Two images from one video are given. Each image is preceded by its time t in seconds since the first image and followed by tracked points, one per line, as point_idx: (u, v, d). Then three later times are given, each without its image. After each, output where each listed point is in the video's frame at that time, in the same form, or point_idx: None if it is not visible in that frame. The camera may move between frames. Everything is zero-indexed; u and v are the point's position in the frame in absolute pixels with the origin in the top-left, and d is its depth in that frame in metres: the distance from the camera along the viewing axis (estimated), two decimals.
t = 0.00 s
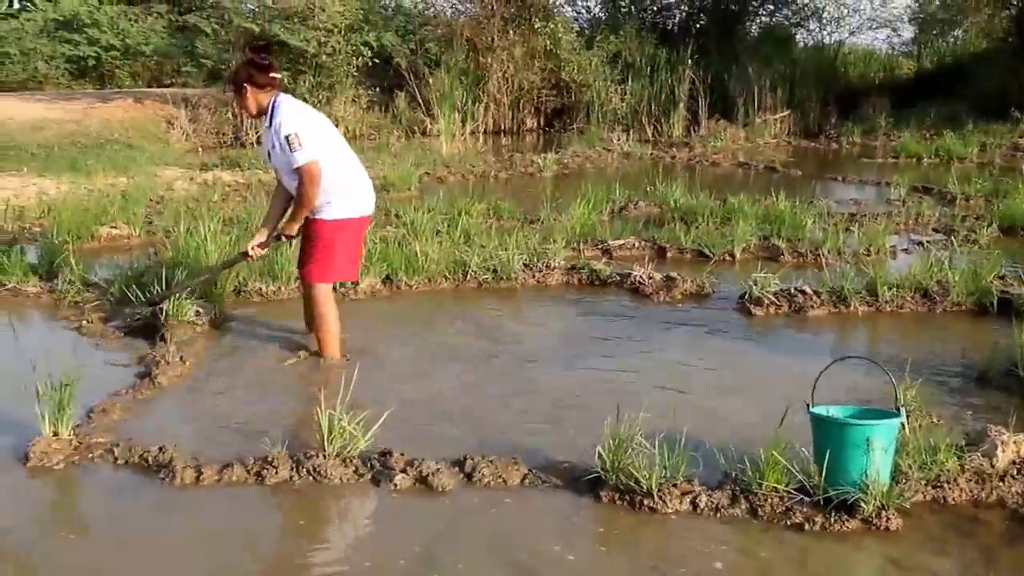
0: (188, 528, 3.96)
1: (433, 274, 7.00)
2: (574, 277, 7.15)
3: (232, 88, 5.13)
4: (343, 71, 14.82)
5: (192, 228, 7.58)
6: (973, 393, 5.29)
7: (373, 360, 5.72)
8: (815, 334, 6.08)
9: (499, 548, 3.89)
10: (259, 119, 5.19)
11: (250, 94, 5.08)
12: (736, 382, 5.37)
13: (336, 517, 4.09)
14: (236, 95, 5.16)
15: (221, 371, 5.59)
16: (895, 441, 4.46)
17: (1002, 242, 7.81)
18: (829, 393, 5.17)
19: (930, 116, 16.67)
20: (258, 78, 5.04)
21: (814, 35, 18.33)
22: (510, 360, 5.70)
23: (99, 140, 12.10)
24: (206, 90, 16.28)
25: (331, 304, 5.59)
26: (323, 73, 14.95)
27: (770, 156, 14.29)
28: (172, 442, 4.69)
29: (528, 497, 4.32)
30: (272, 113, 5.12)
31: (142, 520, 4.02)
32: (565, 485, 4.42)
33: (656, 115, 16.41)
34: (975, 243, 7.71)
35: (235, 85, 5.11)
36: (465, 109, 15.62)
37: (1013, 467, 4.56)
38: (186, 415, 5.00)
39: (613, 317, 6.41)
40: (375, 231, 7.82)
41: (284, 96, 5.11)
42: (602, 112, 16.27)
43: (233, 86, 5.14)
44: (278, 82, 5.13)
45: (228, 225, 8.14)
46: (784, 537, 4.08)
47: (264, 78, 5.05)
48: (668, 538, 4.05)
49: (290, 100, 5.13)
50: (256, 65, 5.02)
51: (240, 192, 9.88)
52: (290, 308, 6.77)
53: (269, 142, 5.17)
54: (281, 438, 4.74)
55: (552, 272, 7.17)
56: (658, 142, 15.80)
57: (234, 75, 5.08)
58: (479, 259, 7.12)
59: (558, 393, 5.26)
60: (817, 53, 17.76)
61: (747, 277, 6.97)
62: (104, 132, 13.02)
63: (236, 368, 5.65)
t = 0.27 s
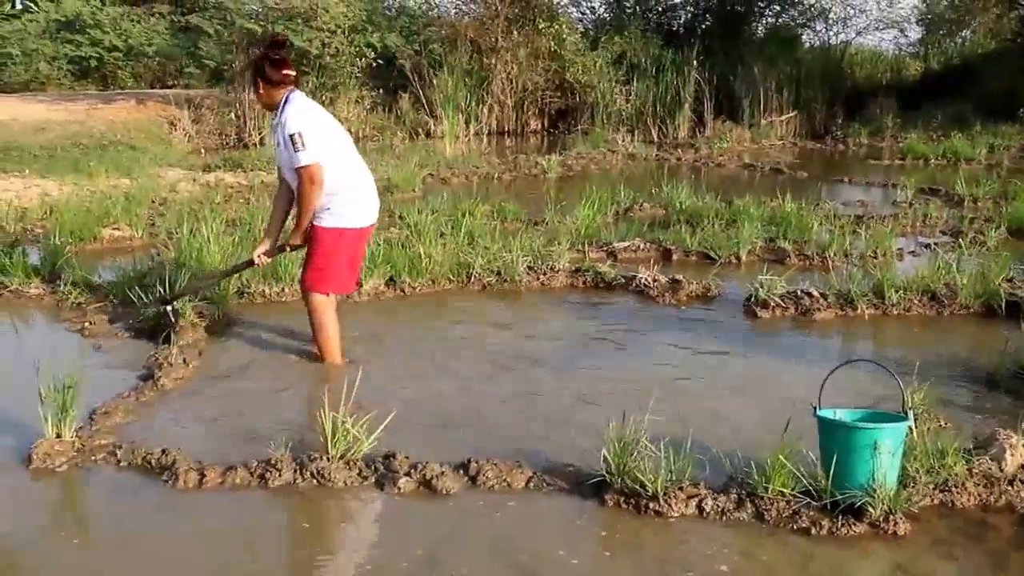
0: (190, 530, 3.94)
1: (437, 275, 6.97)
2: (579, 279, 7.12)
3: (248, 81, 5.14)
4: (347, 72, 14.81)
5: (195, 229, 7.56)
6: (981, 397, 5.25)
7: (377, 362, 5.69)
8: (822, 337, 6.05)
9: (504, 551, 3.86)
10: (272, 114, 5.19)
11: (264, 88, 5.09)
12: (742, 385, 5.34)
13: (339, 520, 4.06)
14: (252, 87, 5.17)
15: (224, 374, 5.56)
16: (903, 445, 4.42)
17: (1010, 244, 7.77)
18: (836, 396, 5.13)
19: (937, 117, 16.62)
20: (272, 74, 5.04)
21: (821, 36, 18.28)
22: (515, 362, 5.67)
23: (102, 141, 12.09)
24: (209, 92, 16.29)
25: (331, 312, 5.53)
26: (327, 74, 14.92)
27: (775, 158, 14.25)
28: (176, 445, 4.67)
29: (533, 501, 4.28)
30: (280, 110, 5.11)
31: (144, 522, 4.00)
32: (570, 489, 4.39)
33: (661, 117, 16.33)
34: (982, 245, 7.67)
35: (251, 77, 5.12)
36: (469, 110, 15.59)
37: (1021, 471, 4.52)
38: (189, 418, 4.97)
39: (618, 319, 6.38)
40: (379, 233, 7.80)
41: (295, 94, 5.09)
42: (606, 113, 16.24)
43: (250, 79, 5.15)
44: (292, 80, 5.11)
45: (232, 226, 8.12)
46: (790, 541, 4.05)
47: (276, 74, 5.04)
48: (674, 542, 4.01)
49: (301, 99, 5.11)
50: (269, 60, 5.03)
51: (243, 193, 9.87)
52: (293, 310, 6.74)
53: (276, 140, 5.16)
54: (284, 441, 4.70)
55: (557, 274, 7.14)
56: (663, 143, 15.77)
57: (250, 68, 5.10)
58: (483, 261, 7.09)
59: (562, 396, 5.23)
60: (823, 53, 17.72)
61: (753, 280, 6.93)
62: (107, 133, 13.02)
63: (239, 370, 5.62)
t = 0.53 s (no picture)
0: (190, 530, 3.92)
1: (440, 277, 6.94)
2: (583, 281, 7.09)
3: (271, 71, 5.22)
4: (349, 72, 14.77)
5: (196, 230, 7.53)
6: (988, 399, 5.21)
7: (379, 365, 5.65)
8: (827, 339, 6.01)
9: (506, 554, 3.83)
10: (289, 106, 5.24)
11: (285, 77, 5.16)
12: (747, 388, 5.30)
13: (341, 522, 4.02)
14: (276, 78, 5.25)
15: (225, 375, 5.53)
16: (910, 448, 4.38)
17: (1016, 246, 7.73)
18: (841, 399, 5.09)
19: (942, 118, 16.57)
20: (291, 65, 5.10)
21: (825, 36, 18.25)
22: (518, 365, 5.63)
23: (102, 141, 12.07)
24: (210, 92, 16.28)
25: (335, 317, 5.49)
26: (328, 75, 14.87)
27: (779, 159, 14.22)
28: (177, 447, 4.63)
29: (536, 504, 4.25)
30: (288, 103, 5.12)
31: (144, 522, 3.97)
32: (573, 492, 4.35)
33: (665, 117, 16.30)
34: (989, 246, 7.63)
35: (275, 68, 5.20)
36: (472, 110, 15.55)
37: None
38: (191, 420, 4.94)
39: (621, 321, 6.34)
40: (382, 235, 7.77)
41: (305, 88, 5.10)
42: (610, 114, 16.20)
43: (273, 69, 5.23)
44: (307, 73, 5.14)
45: (233, 227, 8.09)
46: (795, 544, 4.01)
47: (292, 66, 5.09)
48: (678, 545, 3.98)
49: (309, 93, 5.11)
50: (288, 52, 5.10)
51: (244, 194, 9.84)
52: (296, 312, 6.71)
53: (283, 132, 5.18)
54: (286, 443, 4.67)
55: (561, 276, 7.11)
56: (666, 144, 15.74)
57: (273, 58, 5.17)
58: (486, 263, 7.06)
59: (566, 398, 5.19)
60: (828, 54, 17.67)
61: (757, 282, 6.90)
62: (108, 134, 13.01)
63: (240, 372, 5.59)
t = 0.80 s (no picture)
0: (191, 531, 3.93)
1: (444, 279, 6.93)
2: (587, 283, 7.09)
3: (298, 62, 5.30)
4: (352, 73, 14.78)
5: (197, 232, 7.53)
6: (994, 401, 5.19)
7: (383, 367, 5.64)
8: (832, 341, 5.99)
9: (508, 556, 3.81)
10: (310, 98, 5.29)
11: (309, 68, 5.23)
12: (751, 390, 5.28)
13: (343, 525, 4.01)
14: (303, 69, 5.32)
15: (228, 379, 5.52)
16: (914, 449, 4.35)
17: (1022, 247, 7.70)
18: (847, 402, 5.07)
19: (949, 119, 16.53)
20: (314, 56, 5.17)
21: (831, 36, 18.22)
22: (521, 367, 5.62)
23: (104, 143, 12.10)
24: (212, 94, 16.30)
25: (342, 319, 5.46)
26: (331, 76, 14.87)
27: (784, 160, 14.18)
28: (178, 450, 4.62)
29: (539, 507, 4.23)
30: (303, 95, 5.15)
31: (145, 524, 3.99)
32: (577, 495, 4.33)
33: (669, 118, 16.27)
34: (995, 248, 7.60)
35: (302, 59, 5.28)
36: (479, 113, 15.45)
37: None
38: (192, 423, 4.93)
39: (626, 323, 6.32)
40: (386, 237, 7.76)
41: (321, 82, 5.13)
42: (615, 114, 16.20)
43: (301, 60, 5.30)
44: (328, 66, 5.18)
45: (236, 229, 8.10)
46: (799, 547, 3.99)
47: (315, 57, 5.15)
48: (681, 548, 3.96)
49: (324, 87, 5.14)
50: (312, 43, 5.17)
51: (246, 196, 9.83)
52: (299, 314, 6.71)
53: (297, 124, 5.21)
54: (288, 447, 4.66)
55: (565, 278, 7.10)
56: (671, 145, 15.72)
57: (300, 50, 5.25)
58: (490, 264, 7.05)
59: (570, 401, 5.17)
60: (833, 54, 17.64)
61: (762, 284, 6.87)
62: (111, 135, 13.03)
63: (243, 375, 5.58)
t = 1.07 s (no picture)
0: (191, 532, 3.94)
1: (447, 280, 6.92)
2: (591, 285, 7.09)
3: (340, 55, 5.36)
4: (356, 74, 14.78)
5: (198, 234, 7.53)
6: (999, 403, 5.16)
7: (386, 369, 5.63)
8: (837, 343, 5.97)
9: (510, 559, 3.80)
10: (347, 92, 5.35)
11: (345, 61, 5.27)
12: (755, 392, 5.26)
13: (343, 528, 4.00)
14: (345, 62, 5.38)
15: (229, 381, 5.51)
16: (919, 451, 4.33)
17: None
18: (851, 404, 5.04)
19: (955, 120, 16.49)
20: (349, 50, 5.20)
21: (837, 37, 18.18)
22: (525, 369, 5.60)
23: (106, 144, 12.11)
24: (214, 95, 16.31)
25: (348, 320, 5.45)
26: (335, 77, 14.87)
27: (790, 161, 14.15)
28: (179, 454, 4.61)
29: (541, 509, 4.21)
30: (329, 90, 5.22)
31: (145, 524, 4.00)
32: (579, 498, 4.31)
33: (674, 119, 16.26)
34: (1000, 248, 7.57)
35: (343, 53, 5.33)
36: (480, 111, 15.52)
37: None
38: (193, 427, 4.91)
39: (629, 325, 6.31)
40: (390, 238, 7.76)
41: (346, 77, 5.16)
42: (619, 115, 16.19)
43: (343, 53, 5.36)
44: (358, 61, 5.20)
45: (238, 231, 8.10)
46: (803, 550, 3.97)
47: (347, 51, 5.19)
48: (684, 550, 3.94)
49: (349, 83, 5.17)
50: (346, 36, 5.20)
51: (249, 198, 9.84)
52: (302, 315, 6.70)
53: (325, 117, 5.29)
54: (289, 450, 4.64)
55: (569, 280, 7.09)
56: (676, 146, 15.70)
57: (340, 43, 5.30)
58: (494, 266, 7.04)
59: (573, 403, 5.16)
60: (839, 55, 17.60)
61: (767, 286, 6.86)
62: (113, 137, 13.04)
63: (245, 377, 5.57)
